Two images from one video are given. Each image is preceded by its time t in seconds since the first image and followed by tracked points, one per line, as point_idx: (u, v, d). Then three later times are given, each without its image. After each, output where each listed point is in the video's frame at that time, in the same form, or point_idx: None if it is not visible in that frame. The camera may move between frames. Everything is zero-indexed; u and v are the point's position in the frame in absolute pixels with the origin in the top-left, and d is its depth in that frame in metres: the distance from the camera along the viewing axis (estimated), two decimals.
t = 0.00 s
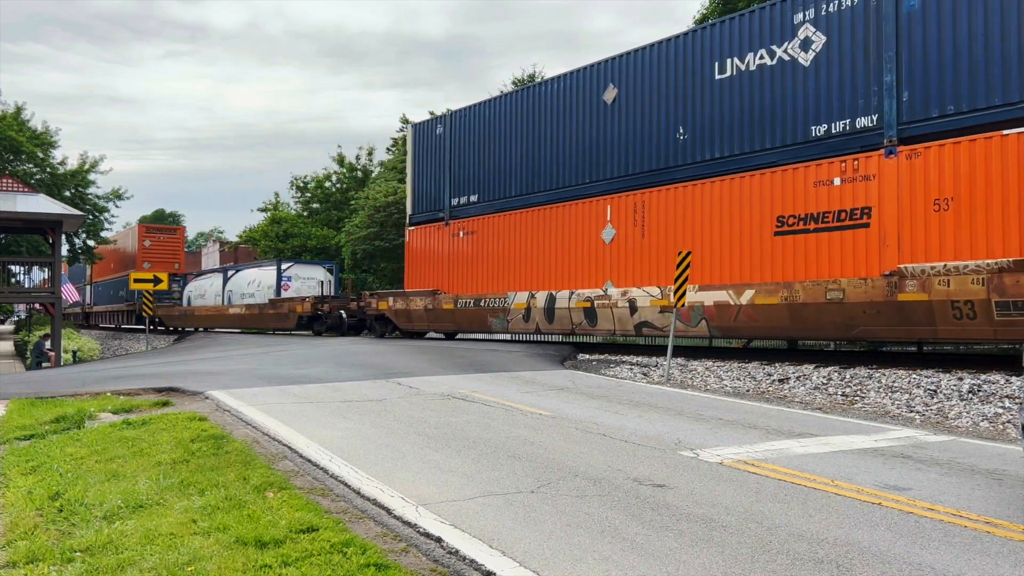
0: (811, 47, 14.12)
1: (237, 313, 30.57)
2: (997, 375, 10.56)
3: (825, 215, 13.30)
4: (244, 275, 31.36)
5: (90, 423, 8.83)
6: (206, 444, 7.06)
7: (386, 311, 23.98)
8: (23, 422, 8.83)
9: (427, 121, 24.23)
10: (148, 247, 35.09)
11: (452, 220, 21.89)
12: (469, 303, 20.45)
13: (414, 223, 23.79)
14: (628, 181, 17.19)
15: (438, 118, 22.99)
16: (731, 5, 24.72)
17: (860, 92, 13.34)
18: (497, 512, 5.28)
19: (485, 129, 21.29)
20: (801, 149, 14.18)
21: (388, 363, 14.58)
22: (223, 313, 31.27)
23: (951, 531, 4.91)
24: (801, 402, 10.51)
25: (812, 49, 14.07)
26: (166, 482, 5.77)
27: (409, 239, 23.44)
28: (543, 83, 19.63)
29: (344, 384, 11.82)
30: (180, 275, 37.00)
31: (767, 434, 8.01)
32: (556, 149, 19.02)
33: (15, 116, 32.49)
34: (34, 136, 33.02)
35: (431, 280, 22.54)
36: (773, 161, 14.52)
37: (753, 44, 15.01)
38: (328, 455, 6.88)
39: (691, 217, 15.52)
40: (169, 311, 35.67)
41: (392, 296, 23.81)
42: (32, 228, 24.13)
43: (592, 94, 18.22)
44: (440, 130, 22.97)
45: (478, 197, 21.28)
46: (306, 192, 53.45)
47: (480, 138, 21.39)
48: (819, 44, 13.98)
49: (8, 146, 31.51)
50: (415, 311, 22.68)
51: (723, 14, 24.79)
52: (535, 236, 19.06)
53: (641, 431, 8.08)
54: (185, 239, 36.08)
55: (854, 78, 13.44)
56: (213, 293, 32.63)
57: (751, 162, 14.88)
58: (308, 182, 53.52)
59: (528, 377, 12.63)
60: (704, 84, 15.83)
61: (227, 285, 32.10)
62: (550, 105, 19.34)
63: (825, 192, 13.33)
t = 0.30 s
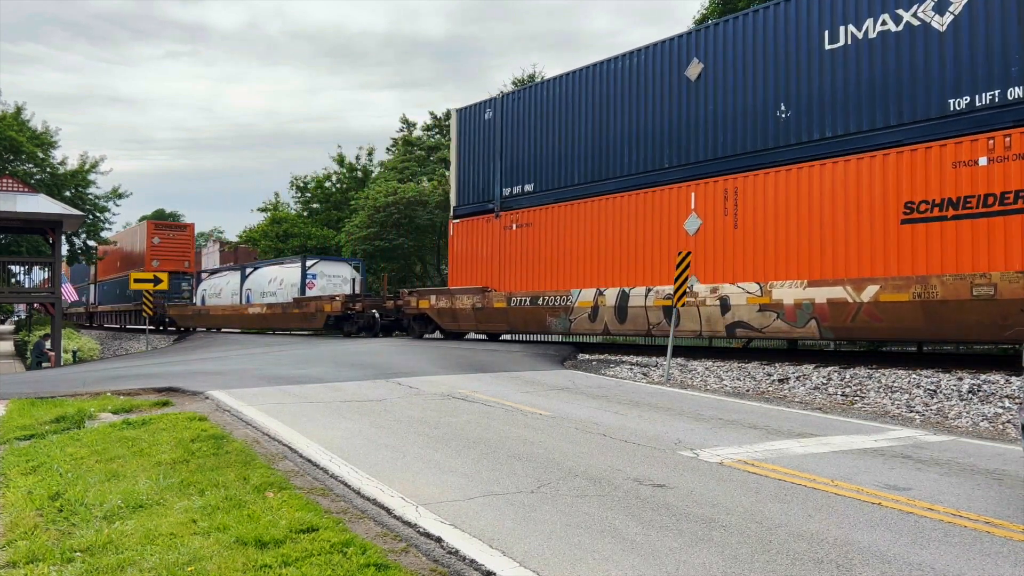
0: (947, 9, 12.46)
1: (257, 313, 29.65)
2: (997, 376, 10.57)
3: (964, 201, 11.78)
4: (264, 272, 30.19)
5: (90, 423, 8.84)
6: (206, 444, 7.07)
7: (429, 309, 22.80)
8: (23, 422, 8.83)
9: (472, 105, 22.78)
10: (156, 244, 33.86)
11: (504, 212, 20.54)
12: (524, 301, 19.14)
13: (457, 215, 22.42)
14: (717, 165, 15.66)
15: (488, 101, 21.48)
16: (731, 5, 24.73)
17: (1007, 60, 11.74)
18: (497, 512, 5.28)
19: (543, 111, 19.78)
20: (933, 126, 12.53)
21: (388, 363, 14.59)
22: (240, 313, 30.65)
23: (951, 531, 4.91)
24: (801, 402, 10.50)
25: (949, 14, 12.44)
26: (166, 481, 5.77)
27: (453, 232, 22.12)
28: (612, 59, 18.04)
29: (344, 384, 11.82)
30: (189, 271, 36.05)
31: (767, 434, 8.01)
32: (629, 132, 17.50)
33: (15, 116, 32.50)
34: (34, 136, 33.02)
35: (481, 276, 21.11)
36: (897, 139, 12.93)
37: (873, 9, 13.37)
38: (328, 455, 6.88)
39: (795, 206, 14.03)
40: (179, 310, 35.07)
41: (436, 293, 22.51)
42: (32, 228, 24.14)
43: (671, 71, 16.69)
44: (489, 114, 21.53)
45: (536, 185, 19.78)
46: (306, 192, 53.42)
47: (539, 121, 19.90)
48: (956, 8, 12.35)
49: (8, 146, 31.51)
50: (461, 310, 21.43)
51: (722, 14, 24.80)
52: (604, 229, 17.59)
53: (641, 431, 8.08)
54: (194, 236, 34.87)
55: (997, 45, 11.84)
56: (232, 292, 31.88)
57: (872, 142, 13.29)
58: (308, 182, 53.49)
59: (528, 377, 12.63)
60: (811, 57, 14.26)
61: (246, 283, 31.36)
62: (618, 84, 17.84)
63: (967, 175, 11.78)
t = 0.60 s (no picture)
0: None
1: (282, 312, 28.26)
2: (997, 376, 10.57)
3: None
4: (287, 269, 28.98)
5: (90, 423, 8.84)
6: (206, 444, 7.07)
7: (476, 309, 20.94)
8: (23, 422, 8.83)
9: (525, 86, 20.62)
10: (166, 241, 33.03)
11: (562, 202, 18.53)
12: (591, 299, 17.28)
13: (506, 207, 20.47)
14: (827, 147, 13.52)
15: (544, 80, 19.30)
16: (732, 5, 24.73)
17: None
18: (497, 512, 5.28)
19: (610, 90, 17.60)
20: None
21: (388, 363, 14.59)
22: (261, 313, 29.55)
23: (951, 531, 4.91)
24: (801, 402, 10.50)
25: None
26: (166, 481, 5.77)
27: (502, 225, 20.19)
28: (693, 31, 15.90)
29: (344, 384, 11.83)
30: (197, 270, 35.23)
31: (767, 434, 8.01)
32: (717, 111, 15.34)
33: (15, 116, 32.51)
34: (34, 136, 33.03)
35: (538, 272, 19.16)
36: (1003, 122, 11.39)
37: None
38: (328, 455, 6.88)
39: (908, 191, 12.28)
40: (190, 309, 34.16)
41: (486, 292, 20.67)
42: (32, 228, 24.14)
43: (769, 41, 14.54)
44: (546, 95, 19.34)
45: (602, 172, 17.62)
46: (306, 192, 53.41)
47: (604, 101, 17.73)
48: None
49: (8, 146, 31.52)
50: (514, 309, 19.53)
51: (723, 14, 24.80)
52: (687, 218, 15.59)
53: (641, 431, 8.08)
54: (205, 234, 34.10)
55: None
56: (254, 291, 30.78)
57: None
58: (308, 182, 53.48)
59: (528, 377, 12.63)
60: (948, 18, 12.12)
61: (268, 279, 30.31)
62: (701, 57, 15.70)
63: None
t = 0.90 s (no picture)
0: None
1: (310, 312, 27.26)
2: (997, 376, 10.57)
3: None
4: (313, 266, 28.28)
5: (90, 423, 8.84)
6: (206, 444, 7.07)
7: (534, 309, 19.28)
8: (23, 422, 8.84)
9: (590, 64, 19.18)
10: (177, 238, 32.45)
11: (640, 188, 17.01)
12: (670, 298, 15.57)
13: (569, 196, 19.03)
14: (966, 123, 12.06)
15: (615, 58, 17.94)
16: (732, 5, 24.72)
17: None
18: (498, 512, 5.28)
19: (696, 67, 16.29)
20: None
21: (387, 363, 14.58)
22: (286, 311, 28.68)
23: (950, 531, 4.91)
24: (801, 402, 10.50)
25: None
26: (166, 482, 5.77)
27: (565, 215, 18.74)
28: None
29: (344, 384, 11.83)
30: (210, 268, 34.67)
31: (767, 434, 8.01)
32: (830, 86, 13.93)
33: (15, 116, 32.49)
34: (34, 136, 33.02)
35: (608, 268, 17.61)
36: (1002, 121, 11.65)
37: None
38: (328, 455, 6.88)
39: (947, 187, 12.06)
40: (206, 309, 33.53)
41: (544, 290, 19.12)
42: (32, 228, 24.15)
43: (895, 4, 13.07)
44: (615, 76, 18.05)
45: (686, 156, 16.23)
46: (306, 192, 53.36)
47: (689, 78, 16.37)
48: None
49: (8, 146, 31.50)
50: (579, 309, 17.86)
51: (723, 14, 24.80)
52: (794, 206, 14.10)
53: (641, 431, 8.07)
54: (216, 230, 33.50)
55: None
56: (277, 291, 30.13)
57: None
58: (308, 182, 53.45)
59: (528, 377, 12.61)
60: None
61: (292, 277, 29.46)
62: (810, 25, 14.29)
63: None
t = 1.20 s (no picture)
0: None
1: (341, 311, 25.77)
2: (997, 375, 10.57)
3: None
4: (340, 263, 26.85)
5: (90, 423, 8.84)
6: (206, 444, 7.07)
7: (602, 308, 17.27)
8: (23, 422, 8.84)
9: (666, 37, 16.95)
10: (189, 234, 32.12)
11: (729, 175, 14.80)
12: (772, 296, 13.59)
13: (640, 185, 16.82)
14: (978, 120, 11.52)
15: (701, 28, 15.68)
16: (732, 5, 24.71)
17: None
18: (498, 512, 5.28)
19: (797, 34, 14.09)
20: None
21: (387, 363, 14.58)
22: (314, 311, 27.25)
23: (950, 531, 4.91)
24: (801, 402, 10.50)
25: None
26: (166, 481, 5.78)
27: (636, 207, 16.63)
28: None
29: (344, 384, 11.83)
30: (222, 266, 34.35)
31: (767, 434, 8.01)
32: (973, 53, 11.65)
33: (15, 116, 32.48)
34: (34, 136, 33.02)
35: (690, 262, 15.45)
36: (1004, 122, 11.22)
37: None
38: (328, 455, 6.88)
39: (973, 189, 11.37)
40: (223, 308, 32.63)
41: (615, 287, 16.96)
42: (32, 228, 24.16)
43: None
44: (699, 48, 15.82)
45: (788, 137, 14.06)
46: (306, 192, 53.37)
47: (791, 48, 14.17)
48: None
49: (8, 146, 31.50)
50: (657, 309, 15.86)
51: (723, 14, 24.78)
52: (923, 191, 11.96)
53: (641, 431, 8.07)
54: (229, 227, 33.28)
55: None
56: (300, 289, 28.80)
57: None
58: (308, 182, 53.47)
59: (527, 377, 12.61)
60: None
61: (318, 274, 27.98)
62: None
63: None
